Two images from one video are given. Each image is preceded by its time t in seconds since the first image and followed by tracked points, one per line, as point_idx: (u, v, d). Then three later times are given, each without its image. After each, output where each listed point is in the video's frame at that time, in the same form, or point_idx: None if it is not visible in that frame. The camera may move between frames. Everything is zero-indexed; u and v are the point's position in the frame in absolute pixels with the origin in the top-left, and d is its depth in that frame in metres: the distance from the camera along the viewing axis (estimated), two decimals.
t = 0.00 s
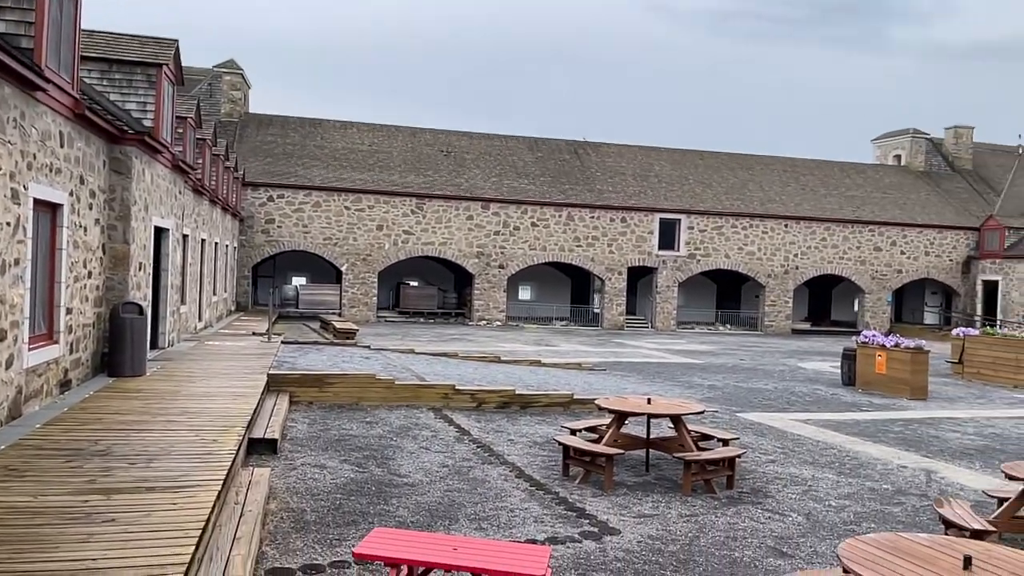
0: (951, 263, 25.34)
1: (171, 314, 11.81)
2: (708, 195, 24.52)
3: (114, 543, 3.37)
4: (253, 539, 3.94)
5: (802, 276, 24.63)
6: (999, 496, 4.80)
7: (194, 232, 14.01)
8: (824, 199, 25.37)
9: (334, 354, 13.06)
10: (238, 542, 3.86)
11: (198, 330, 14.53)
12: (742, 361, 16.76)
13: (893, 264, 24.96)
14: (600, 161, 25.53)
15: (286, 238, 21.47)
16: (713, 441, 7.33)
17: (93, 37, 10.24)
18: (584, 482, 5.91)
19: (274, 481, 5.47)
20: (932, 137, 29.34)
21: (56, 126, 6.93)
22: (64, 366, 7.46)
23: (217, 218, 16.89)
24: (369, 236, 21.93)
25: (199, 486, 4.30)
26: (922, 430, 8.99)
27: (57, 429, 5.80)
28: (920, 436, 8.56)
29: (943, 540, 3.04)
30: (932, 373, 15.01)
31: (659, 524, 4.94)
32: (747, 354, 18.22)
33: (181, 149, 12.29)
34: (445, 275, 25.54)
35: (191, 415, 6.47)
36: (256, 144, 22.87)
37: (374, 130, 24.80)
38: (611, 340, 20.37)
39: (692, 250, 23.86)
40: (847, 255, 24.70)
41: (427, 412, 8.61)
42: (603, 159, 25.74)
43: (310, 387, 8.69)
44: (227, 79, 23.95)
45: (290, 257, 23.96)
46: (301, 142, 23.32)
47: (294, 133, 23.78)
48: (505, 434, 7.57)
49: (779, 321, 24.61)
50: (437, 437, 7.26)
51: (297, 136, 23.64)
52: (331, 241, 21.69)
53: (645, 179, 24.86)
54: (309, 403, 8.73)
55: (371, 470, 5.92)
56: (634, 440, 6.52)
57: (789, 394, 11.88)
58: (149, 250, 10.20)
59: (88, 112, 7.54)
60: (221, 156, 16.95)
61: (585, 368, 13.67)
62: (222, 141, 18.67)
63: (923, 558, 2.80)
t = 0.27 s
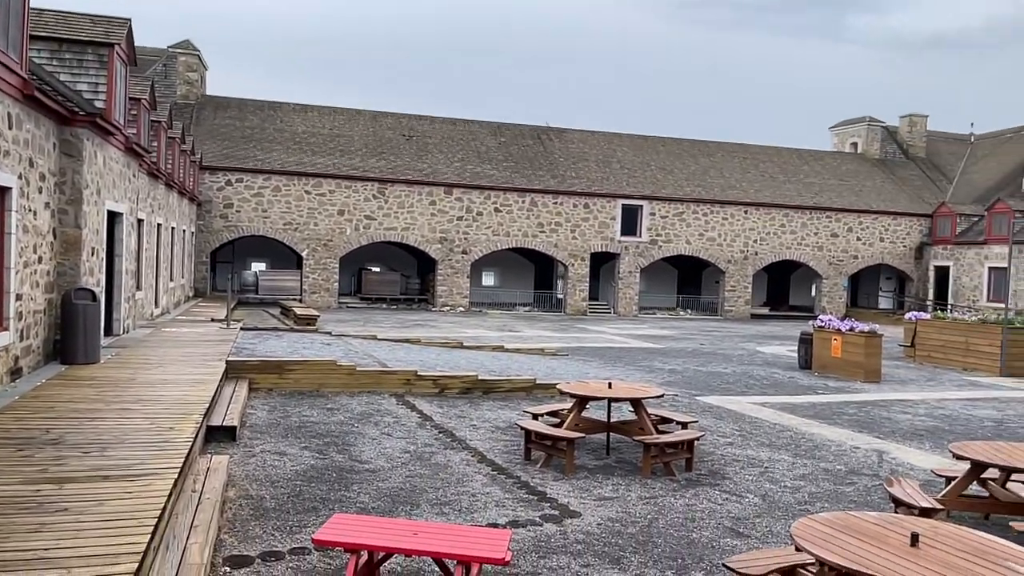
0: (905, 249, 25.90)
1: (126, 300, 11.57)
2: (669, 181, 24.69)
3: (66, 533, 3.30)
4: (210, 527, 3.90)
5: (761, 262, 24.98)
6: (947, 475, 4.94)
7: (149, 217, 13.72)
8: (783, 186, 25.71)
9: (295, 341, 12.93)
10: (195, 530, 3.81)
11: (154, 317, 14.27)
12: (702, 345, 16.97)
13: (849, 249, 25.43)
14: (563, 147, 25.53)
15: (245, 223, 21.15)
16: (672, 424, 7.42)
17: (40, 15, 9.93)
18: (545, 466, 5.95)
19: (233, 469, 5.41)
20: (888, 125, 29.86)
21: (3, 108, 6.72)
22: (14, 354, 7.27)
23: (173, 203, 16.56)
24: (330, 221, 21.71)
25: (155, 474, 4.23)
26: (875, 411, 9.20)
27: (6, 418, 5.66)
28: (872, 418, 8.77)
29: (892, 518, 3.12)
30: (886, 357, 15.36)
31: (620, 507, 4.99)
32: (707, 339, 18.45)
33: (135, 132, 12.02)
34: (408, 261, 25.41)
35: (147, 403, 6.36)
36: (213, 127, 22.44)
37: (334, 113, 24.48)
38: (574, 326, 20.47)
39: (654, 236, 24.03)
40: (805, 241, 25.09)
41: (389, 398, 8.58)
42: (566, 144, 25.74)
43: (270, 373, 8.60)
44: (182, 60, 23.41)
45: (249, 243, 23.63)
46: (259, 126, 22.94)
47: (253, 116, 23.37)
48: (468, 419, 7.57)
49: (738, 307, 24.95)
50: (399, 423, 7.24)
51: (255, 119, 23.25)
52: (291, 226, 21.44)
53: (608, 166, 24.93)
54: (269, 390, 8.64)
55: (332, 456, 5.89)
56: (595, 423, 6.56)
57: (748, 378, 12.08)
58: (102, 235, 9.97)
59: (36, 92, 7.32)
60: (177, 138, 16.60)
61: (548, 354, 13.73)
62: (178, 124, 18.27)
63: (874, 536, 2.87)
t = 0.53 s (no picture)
0: (860, 237, 26.40)
1: (78, 288, 11.32)
2: (631, 169, 24.81)
3: (17, 525, 3.24)
4: (166, 518, 3.85)
5: (721, 249, 25.28)
6: (897, 456, 5.07)
7: (102, 202, 13.41)
8: (742, 174, 26.01)
9: (254, 329, 12.78)
10: (151, 521, 3.76)
11: (108, 305, 13.99)
12: (662, 332, 17.13)
13: (807, 237, 25.84)
14: (526, 134, 25.48)
15: (202, 209, 20.79)
16: (632, 410, 7.49)
17: None
18: (506, 452, 5.97)
19: (190, 458, 5.34)
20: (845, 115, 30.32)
21: None
22: None
23: (127, 188, 16.20)
24: (290, 207, 21.45)
25: (109, 465, 4.16)
26: (829, 396, 9.40)
27: None
28: (826, 402, 8.96)
29: (842, 499, 3.19)
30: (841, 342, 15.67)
31: (580, 492, 5.04)
32: (668, 326, 18.64)
33: (86, 115, 11.73)
34: (369, 249, 25.22)
35: (101, 392, 6.25)
36: (169, 111, 21.98)
37: (293, 98, 24.12)
38: (536, 313, 20.53)
39: (616, 224, 24.16)
40: (764, 228, 25.44)
41: (350, 386, 8.54)
42: (529, 131, 25.69)
43: (228, 362, 8.50)
44: (136, 42, 22.84)
45: (207, 229, 23.24)
46: (216, 110, 22.52)
47: (210, 101, 22.92)
48: (429, 406, 7.57)
49: (698, 293, 25.25)
50: (360, 411, 7.21)
51: (212, 104, 22.82)
52: (250, 213, 21.14)
53: (570, 153, 24.96)
54: (227, 378, 8.54)
55: (291, 445, 5.84)
56: (555, 410, 6.60)
57: (707, 363, 12.24)
58: (52, 221, 9.73)
59: None
60: (130, 123, 16.22)
61: (510, 341, 13.76)
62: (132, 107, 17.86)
63: (825, 517, 2.94)
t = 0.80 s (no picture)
0: (819, 226, 26.82)
1: (32, 278, 11.06)
2: (595, 158, 24.89)
3: None
4: (124, 511, 3.79)
5: (684, 239, 25.51)
6: (852, 441, 5.18)
7: (56, 190, 13.09)
8: (705, 164, 26.24)
9: (215, 319, 12.60)
10: (107, 515, 3.71)
11: (64, 295, 13.69)
12: (627, 321, 17.26)
13: (768, 227, 26.18)
14: (491, 123, 25.39)
15: (161, 198, 20.42)
16: (595, 399, 7.55)
17: None
18: (470, 441, 5.98)
19: (149, 451, 5.26)
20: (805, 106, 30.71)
21: None
22: None
23: (82, 176, 15.84)
24: (252, 196, 21.17)
25: (63, 459, 4.08)
26: (789, 383, 9.56)
27: None
28: (786, 389, 9.11)
29: (799, 484, 3.25)
30: (800, 330, 15.94)
31: (543, 480, 5.07)
32: (632, 315, 18.78)
33: (39, 101, 11.42)
34: (332, 238, 25.00)
35: (56, 384, 6.13)
36: (126, 97, 21.51)
37: (255, 85, 23.73)
38: (501, 303, 20.55)
39: (581, 214, 24.23)
40: (726, 218, 25.71)
41: (313, 376, 8.47)
42: (494, 120, 25.60)
43: (188, 353, 8.38)
44: (91, 26, 22.30)
45: (166, 218, 22.84)
46: (175, 97, 22.10)
47: (168, 87, 22.47)
48: (393, 396, 7.55)
49: (662, 283, 25.47)
50: (323, 402, 7.16)
51: (171, 90, 22.38)
52: (210, 201, 20.82)
53: (535, 142, 24.95)
54: (187, 369, 8.42)
55: (253, 437, 5.78)
56: (520, 399, 6.62)
57: (670, 352, 12.36)
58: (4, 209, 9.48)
59: None
60: (85, 109, 15.84)
61: (475, 331, 13.74)
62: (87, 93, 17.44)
63: (782, 502, 2.99)
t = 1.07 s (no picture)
0: (782, 219, 27.18)
1: None
2: (562, 151, 24.91)
3: None
4: (82, 509, 3.73)
5: (650, 231, 25.68)
6: (812, 430, 5.27)
7: (10, 181, 12.77)
8: (670, 157, 26.43)
9: (176, 313, 12.40)
10: (64, 513, 3.63)
11: (19, 289, 13.37)
12: (593, 313, 17.35)
13: (732, 219, 26.46)
14: (457, 114, 25.26)
15: (120, 189, 20.02)
16: (561, 391, 7.58)
17: None
18: (436, 434, 5.96)
19: (107, 447, 5.17)
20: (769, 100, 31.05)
21: None
22: None
23: (37, 167, 15.47)
24: (214, 187, 20.87)
25: (17, 456, 4.00)
26: (751, 373, 9.69)
27: None
28: (749, 379, 9.23)
29: (760, 473, 3.30)
30: (763, 322, 16.16)
31: (509, 472, 5.08)
32: (598, 307, 18.88)
33: None
34: (297, 230, 24.74)
35: (11, 380, 5.99)
36: (83, 86, 21.04)
37: (216, 75, 23.35)
38: (468, 295, 20.52)
39: (547, 206, 24.26)
40: (691, 211, 25.93)
41: (277, 370, 8.38)
42: (460, 112, 25.47)
43: (148, 347, 8.25)
44: (47, 13, 21.74)
45: (125, 210, 22.43)
46: (134, 86, 21.67)
47: (127, 76, 22.02)
48: (358, 390, 7.51)
49: (628, 275, 25.64)
50: (287, 396, 7.10)
51: (130, 79, 21.93)
52: (171, 193, 20.49)
53: (501, 135, 24.90)
54: (147, 364, 8.29)
55: (215, 432, 5.71)
56: (486, 392, 6.62)
57: (635, 344, 12.45)
58: None
59: None
60: (40, 98, 15.45)
61: (441, 324, 13.70)
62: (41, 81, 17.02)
63: (743, 491, 3.04)
